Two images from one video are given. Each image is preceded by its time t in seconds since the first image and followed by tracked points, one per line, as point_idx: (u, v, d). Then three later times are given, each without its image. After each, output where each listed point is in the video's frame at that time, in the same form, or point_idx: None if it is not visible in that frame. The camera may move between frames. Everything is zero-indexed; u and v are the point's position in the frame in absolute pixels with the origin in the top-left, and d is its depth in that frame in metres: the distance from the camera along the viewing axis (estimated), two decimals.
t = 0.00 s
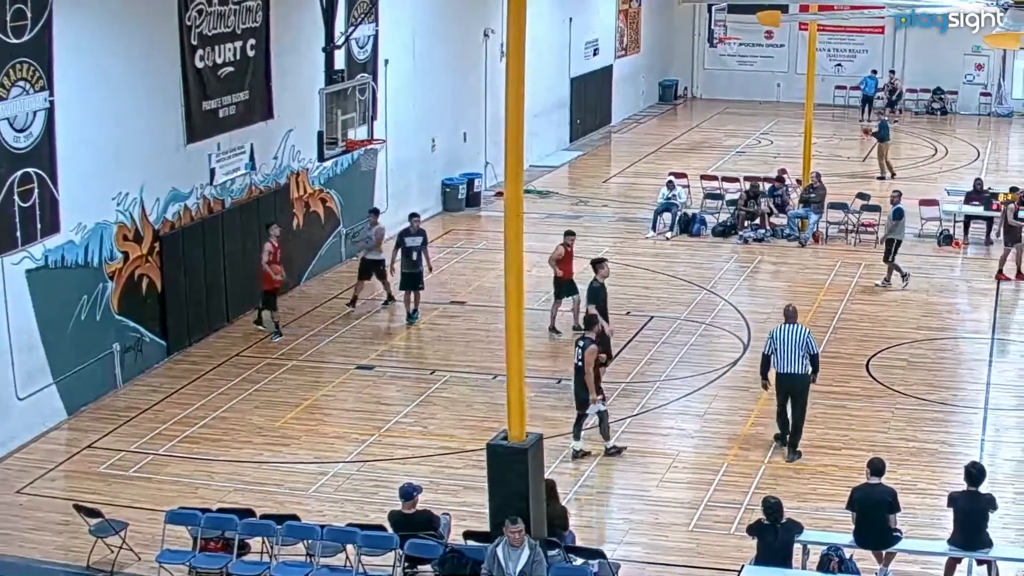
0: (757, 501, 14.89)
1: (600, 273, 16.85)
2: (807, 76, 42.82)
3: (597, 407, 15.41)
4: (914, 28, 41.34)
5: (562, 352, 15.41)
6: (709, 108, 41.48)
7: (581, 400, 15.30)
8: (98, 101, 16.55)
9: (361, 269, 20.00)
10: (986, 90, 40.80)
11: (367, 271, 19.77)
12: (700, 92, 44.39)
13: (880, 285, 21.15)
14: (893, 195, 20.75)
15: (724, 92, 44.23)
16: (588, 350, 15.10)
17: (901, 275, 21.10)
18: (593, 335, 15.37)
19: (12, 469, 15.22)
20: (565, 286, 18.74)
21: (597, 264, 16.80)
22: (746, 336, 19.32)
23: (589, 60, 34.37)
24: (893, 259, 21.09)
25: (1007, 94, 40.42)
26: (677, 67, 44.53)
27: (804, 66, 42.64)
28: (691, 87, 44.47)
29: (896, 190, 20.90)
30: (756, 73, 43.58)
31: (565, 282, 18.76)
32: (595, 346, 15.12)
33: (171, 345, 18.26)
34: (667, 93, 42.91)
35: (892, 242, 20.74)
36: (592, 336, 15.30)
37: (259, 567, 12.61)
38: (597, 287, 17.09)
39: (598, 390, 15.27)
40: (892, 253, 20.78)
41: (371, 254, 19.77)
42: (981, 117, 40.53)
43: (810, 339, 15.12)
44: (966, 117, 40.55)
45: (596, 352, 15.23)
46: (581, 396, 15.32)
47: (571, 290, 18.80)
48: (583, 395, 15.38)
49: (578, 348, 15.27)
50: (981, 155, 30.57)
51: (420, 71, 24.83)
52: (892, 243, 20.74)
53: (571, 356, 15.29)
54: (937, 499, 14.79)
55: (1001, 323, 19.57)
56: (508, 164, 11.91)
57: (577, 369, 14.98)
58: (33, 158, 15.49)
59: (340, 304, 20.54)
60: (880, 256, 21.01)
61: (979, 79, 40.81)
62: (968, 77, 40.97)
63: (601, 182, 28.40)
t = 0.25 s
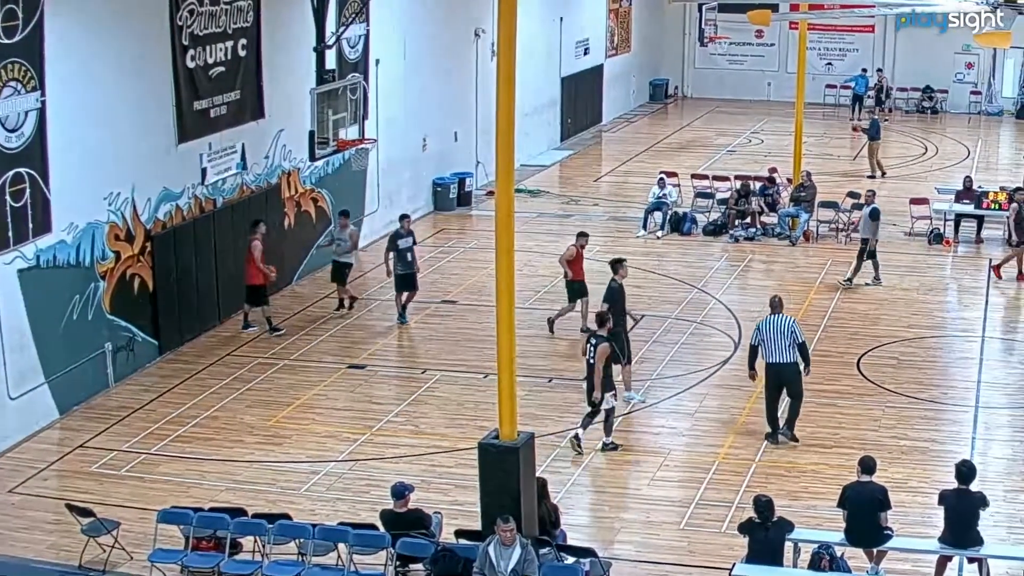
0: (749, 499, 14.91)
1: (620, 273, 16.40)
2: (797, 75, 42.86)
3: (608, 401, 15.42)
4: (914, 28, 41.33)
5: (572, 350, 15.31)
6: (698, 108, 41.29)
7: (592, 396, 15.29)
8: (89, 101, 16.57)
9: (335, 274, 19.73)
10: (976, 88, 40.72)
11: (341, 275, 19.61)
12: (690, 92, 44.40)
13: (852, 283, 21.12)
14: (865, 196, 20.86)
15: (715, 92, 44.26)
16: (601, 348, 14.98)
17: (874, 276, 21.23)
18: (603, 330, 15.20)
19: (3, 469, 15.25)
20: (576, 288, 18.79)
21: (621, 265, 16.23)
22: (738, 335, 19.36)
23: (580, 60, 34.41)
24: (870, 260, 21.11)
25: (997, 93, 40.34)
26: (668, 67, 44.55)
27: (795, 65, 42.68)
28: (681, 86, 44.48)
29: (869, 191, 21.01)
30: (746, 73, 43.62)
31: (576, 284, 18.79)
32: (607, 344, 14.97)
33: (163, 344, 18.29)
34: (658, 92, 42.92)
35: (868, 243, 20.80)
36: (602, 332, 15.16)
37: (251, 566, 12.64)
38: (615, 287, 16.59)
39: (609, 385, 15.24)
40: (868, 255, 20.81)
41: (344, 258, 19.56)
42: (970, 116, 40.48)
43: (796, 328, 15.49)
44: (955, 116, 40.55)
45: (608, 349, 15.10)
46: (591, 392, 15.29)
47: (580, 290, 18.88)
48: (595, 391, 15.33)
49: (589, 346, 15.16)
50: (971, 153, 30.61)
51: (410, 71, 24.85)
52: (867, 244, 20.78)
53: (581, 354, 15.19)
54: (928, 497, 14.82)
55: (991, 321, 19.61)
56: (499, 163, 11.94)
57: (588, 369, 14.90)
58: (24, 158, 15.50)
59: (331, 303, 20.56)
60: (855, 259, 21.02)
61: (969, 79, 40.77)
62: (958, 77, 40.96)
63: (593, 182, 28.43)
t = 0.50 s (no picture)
0: (740, 499, 14.93)
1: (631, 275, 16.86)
2: (788, 75, 42.89)
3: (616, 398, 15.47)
4: (914, 28, 41.25)
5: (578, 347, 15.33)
6: (690, 108, 41.22)
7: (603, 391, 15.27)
8: (82, 101, 16.58)
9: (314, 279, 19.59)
10: (967, 87, 40.77)
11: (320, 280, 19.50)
12: (682, 92, 44.41)
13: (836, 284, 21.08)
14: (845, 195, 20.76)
15: (706, 92, 44.28)
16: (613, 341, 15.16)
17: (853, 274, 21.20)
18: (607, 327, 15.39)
19: None
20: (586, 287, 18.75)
21: (633, 265, 16.74)
22: (729, 334, 19.39)
23: (572, 60, 34.43)
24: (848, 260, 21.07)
25: (988, 92, 40.34)
26: (660, 67, 44.56)
27: (786, 65, 42.71)
28: (673, 86, 44.48)
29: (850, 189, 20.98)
30: (738, 72, 43.65)
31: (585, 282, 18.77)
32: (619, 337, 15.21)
33: (155, 344, 18.31)
34: (649, 92, 42.94)
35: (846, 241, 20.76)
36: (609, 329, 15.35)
37: (243, 566, 12.65)
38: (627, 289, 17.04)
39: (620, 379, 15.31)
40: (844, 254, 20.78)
41: (323, 265, 19.43)
42: (962, 115, 40.50)
43: (790, 325, 15.71)
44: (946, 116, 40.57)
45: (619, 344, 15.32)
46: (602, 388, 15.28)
47: (587, 288, 18.95)
48: (604, 387, 15.35)
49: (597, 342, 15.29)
50: (963, 152, 30.67)
51: (402, 71, 24.87)
52: (845, 244, 20.75)
53: (589, 350, 15.29)
54: (919, 496, 14.83)
55: (982, 320, 19.64)
56: (489, 164, 11.94)
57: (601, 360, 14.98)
58: (18, 158, 15.50)
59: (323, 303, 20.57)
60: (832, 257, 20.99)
61: (960, 78, 40.83)
62: (950, 76, 41.02)
63: (585, 181, 28.46)
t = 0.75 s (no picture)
0: (735, 498, 14.92)
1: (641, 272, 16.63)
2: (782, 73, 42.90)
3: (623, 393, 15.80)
4: (914, 28, 41.18)
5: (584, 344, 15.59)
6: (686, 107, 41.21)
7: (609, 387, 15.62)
8: (75, 101, 16.57)
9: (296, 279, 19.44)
10: (961, 86, 40.79)
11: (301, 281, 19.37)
12: (676, 91, 44.41)
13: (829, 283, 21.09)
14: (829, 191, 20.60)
15: (700, 91, 44.29)
16: (620, 339, 15.40)
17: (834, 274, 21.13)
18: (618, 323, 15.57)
19: None
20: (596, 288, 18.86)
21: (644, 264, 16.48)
22: (723, 333, 19.39)
23: (565, 58, 34.43)
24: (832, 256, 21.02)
25: (983, 91, 40.43)
26: (654, 66, 44.55)
27: (780, 64, 42.72)
28: (667, 85, 44.47)
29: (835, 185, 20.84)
30: (732, 71, 43.67)
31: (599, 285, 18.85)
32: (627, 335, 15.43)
33: (149, 343, 18.31)
34: (643, 91, 42.95)
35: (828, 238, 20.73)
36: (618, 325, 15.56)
37: (237, 566, 12.65)
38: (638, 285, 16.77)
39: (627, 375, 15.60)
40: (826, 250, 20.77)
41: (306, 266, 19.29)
42: (956, 113, 40.56)
43: (791, 323, 15.64)
44: (940, 114, 40.60)
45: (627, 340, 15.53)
46: (610, 383, 15.62)
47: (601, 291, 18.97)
48: (611, 382, 15.68)
49: (604, 339, 15.54)
50: (957, 151, 30.67)
51: (396, 70, 24.86)
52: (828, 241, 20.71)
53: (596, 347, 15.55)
54: (914, 495, 14.82)
55: (976, 318, 19.63)
56: (483, 163, 11.93)
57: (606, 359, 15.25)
58: (11, 158, 15.48)
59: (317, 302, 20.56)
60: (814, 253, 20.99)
61: (954, 76, 40.85)
62: (943, 75, 41.03)
63: (579, 180, 28.46)
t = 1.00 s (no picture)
0: (731, 498, 14.90)
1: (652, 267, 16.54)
2: (779, 73, 42.90)
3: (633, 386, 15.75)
4: (914, 28, 41.19)
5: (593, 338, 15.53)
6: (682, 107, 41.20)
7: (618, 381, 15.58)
8: (71, 101, 16.56)
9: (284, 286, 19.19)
10: (958, 86, 40.80)
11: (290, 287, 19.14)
12: (672, 91, 44.40)
13: (825, 283, 21.09)
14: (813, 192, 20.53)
15: (696, 91, 44.29)
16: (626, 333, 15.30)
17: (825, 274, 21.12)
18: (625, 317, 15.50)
19: None
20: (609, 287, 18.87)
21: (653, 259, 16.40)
22: (720, 333, 19.38)
23: (562, 58, 34.42)
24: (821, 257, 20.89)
25: (979, 91, 40.37)
26: (651, 66, 44.54)
27: (776, 64, 42.71)
28: (663, 85, 44.46)
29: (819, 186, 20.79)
30: (729, 71, 43.66)
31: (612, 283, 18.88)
32: (633, 328, 15.34)
33: (145, 344, 18.29)
34: (639, 91, 42.94)
35: (815, 240, 20.63)
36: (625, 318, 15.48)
37: (234, 566, 12.64)
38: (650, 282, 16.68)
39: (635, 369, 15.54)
40: (814, 252, 20.67)
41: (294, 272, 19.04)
42: (953, 113, 40.53)
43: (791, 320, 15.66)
44: (937, 114, 40.57)
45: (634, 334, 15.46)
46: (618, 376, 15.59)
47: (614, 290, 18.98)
48: (620, 375, 15.70)
49: (611, 333, 15.47)
50: (953, 151, 30.65)
51: (392, 70, 24.85)
52: (815, 242, 20.61)
53: (603, 341, 15.50)
54: (911, 495, 14.81)
55: (973, 318, 19.61)
56: (479, 164, 11.91)
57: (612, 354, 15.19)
58: (7, 158, 15.45)
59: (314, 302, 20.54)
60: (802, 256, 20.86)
61: (951, 76, 40.83)
62: (940, 74, 41.01)
63: (576, 181, 28.45)
